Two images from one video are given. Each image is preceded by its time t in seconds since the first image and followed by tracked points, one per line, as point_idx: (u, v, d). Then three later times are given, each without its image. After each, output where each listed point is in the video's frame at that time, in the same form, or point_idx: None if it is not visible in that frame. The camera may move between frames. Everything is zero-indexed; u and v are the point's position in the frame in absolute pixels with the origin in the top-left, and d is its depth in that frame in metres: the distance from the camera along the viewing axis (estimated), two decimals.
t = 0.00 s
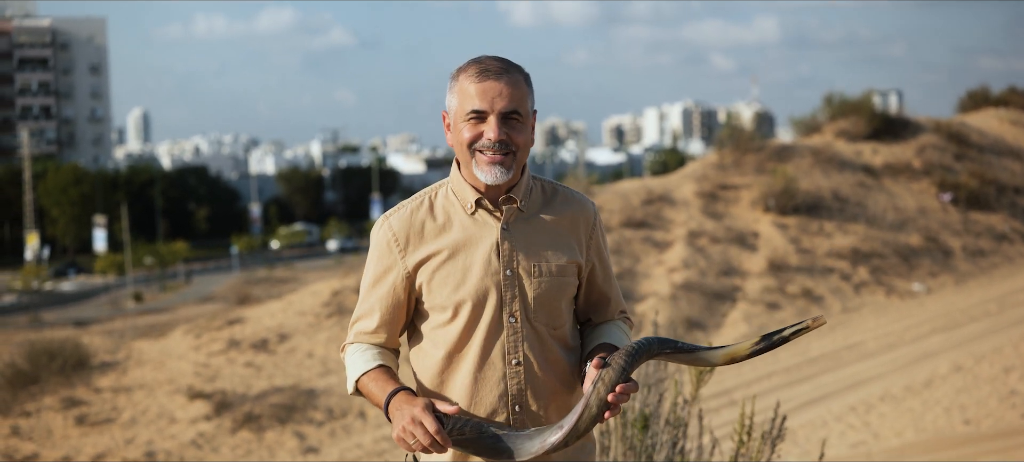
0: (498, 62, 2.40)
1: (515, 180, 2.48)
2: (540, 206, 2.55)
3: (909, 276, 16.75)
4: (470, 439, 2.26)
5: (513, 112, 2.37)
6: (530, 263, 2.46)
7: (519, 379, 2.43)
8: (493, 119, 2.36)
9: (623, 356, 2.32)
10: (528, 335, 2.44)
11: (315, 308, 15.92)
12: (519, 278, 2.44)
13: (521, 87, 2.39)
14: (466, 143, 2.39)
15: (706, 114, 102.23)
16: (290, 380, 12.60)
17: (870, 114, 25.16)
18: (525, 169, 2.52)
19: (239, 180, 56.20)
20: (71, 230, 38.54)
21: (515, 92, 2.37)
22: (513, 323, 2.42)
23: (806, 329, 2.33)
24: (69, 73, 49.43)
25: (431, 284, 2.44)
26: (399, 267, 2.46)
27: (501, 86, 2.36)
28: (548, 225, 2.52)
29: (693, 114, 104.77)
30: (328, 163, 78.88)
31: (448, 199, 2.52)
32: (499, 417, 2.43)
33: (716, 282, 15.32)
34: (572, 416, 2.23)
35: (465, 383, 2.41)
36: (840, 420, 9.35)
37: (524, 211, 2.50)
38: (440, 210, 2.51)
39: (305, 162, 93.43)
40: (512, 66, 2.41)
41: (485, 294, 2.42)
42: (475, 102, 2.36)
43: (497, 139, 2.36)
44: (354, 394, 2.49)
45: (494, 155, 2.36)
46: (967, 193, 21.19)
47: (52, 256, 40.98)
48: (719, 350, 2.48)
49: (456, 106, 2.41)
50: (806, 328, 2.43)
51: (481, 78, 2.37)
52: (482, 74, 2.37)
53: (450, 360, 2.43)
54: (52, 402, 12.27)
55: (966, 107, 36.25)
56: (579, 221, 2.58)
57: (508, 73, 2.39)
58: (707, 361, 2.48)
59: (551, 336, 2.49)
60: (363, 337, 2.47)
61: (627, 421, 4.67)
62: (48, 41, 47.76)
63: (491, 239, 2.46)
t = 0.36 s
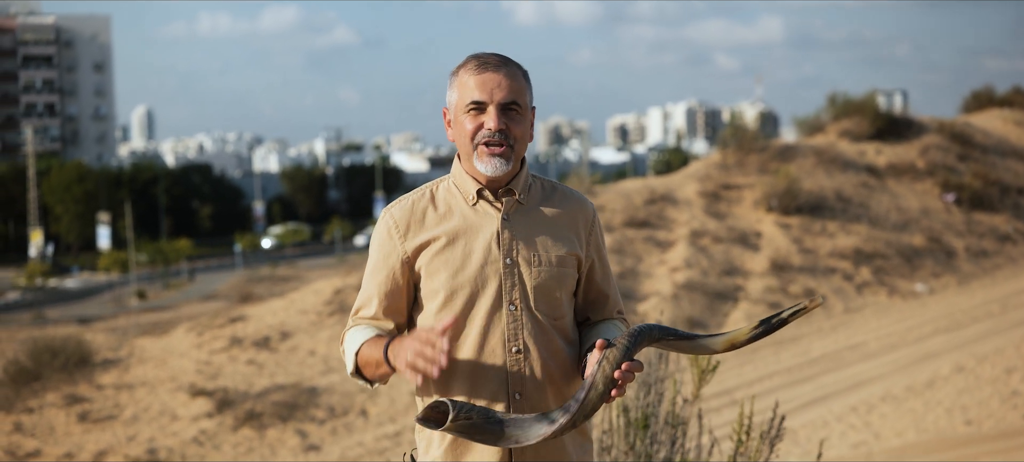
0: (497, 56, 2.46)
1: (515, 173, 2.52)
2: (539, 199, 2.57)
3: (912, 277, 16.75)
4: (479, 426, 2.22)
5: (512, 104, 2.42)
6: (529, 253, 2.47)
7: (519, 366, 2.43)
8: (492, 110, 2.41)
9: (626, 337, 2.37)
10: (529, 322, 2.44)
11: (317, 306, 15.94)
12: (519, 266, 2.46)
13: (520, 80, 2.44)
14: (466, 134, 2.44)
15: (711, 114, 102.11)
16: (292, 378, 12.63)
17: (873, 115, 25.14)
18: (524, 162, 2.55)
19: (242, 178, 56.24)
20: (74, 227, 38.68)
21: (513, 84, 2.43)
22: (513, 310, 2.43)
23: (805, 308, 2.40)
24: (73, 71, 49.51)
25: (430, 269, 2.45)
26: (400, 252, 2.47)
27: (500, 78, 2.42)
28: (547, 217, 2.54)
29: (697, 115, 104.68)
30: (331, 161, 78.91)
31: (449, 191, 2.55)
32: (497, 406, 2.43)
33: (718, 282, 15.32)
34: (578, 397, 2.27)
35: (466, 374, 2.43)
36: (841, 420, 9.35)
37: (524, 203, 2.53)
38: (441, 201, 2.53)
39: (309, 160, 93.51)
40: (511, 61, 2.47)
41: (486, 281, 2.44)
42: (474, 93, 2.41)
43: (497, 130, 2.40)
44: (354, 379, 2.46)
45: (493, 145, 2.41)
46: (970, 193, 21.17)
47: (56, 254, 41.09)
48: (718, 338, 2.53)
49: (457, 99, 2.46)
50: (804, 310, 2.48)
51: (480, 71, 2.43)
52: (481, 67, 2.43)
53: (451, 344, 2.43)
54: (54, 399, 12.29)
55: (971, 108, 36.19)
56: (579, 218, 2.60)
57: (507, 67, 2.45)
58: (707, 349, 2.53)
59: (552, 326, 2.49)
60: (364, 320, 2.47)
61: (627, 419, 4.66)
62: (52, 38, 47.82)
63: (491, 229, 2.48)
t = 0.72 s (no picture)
0: (534, 57, 2.45)
1: (544, 169, 2.51)
2: (567, 196, 2.58)
3: (915, 275, 16.72)
4: (497, 413, 2.20)
5: (545, 104, 2.40)
6: (557, 244, 2.46)
7: (541, 357, 2.41)
8: (526, 108, 2.39)
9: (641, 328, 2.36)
10: (553, 312, 2.42)
11: (320, 303, 15.95)
12: (545, 257, 2.45)
13: (554, 81, 2.42)
14: (498, 129, 2.41)
15: (714, 112, 102.03)
16: (295, 375, 12.63)
17: (877, 113, 25.10)
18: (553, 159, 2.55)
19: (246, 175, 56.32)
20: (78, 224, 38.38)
21: (549, 84, 2.41)
22: (539, 299, 2.41)
23: (820, 296, 2.46)
24: (78, 67, 49.69)
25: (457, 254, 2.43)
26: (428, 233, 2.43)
27: (535, 77, 2.40)
28: (578, 213, 2.55)
29: (701, 113, 104.57)
30: (335, 158, 78.94)
31: (479, 184, 2.54)
32: (518, 393, 2.40)
33: (721, 280, 15.30)
34: (596, 382, 2.21)
35: (493, 361, 2.41)
36: (843, 419, 9.34)
37: (552, 199, 2.53)
38: (471, 195, 2.51)
39: (313, 157, 93.68)
40: (547, 61, 2.45)
41: (512, 271, 2.42)
42: (510, 91, 2.39)
43: (530, 127, 2.38)
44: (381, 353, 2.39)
45: (525, 143, 2.39)
46: (974, 192, 21.14)
47: (60, 250, 41.12)
48: (736, 328, 2.59)
49: (491, 95, 2.44)
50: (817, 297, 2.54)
51: (516, 69, 2.40)
52: (518, 66, 2.41)
53: (477, 331, 2.42)
54: (56, 395, 12.31)
55: (975, 106, 36.12)
56: (604, 216, 2.61)
57: (544, 67, 2.43)
58: (722, 340, 2.58)
59: (575, 320, 2.49)
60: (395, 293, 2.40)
61: (628, 417, 4.64)
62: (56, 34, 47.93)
63: (520, 220, 2.47)
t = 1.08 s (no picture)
0: (561, 58, 2.39)
1: (562, 170, 2.48)
2: (580, 199, 2.56)
3: (910, 274, 16.74)
4: (491, 410, 2.17)
5: (567, 109, 2.35)
6: (568, 246, 2.44)
7: (546, 357, 2.38)
8: (548, 111, 2.34)
9: (643, 333, 2.34)
10: (561, 312, 2.40)
11: (314, 301, 15.91)
12: (557, 257, 2.43)
13: (579, 85, 2.37)
14: (517, 130, 2.38)
15: (710, 111, 101.97)
16: (288, 373, 12.58)
17: (872, 113, 25.11)
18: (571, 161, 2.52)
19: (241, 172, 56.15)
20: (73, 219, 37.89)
21: (572, 89, 2.36)
22: (547, 298, 2.38)
23: (826, 309, 2.43)
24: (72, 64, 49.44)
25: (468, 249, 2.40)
26: (442, 226, 2.40)
27: (560, 81, 2.34)
28: (592, 215, 2.54)
29: (697, 113, 104.59)
30: (330, 155, 78.83)
31: (495, 180, 2.52)
32: (522, 393, 2.38)
33: (716, 279, 15.29)
34: (593, 383, 2.18)
35: (501, 356, 2.38)
36: (837, 418, 9.33)
37: (566, 200, 2.51)
38: (487, 190, 2.49)
39: (308, 154, 93.36)
40: (574, 64, 2.40)
41: (523, 270, 2.39)
42: (534, 93, 2.34)
43: (549, 130, 2.34)
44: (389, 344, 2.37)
45: (543, 147, 2.35)
46: (969, 191, 21.15)
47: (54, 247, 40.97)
48: (737, 338, 2.57)
49: (515, 94, 2.39)
50: (822, 310, 2.52)
51: (542, 70, 2.35)
52: (544, 68, 2.35)
53: (484, 328, 2.40)
54: (49, 393, 12.25)
55: (970, 106, 36.16)
56: (616, 218, 2.60)
57: (569, 71, 2.38)
58: (724, 349, 2.56)
59: (582, 322, 2.47)
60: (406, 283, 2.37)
61: (619, 416, 4.63)
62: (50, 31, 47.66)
63: (532, 220, 2.45)
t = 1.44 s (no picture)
0: (553, 58, 2.39)
1: (549, 170, 2.47)
2: (565, 197, 2.55)
3: (901, 270, 16.78)
4: (478, 406, 2.17)
5: (557, 111, 2.35)
6: (555, 246, 2.44)
7: (534, 355, 2.39)
8: (538, 113, 2.34)
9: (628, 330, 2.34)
10: (547, 313, 2.40)
11: (306, 296, 15.88)
12: (544, 257, 2.43)
13: (571, 87, 2.37)
14: (507, 131, 2.38)
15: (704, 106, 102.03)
16: (280, 367, 12.56)
17: (864, 108, 25.15)
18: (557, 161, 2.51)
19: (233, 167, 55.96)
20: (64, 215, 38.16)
21: (564, 91, 2.35)
22: (534, 299, 2.39)
23: (809, 303, 2.44)
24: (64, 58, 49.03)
25: (455, 247, 2.39)
26: (430, 225, 2.38)
27: (553, 82, 2.34)
28: (578, 215, 2.54)
29: (690, 108, 104.70)
30: (323, 151, 78.63)
31: (481, 177, 2.50)
32: (506, 390, 2.38)
33: (708, 274, 15.31)
34: (578, 379, 2.16)
35: (485, 353, 2.37)
36: (829, 412, 9.35)
37: (553, 200, 2.50)
38: (473, 188, 2.46)
39: (301, 149, 93.13)
40: (565, 66, 2.39)
41: (511, 270, 2.39)
42: (525, 92, 2.33)
43: (539, 133, 2.34)
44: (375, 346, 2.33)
45: (531, 147, 2.35)
46: (960, 187, 21.20)
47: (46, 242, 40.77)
48: (723, 334, 2.55)
49: (506, 93, 2.38)
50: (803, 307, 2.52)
51: (535, 71, 2.34)
52: (536, 69, 2.34)
53: (471, 329, 2.37)
54: (40, 387, 12.20)
55: (962, 102, 36.22)
56: (599, 218, 2.61)
57: (561, 72, 2.37)
58: (709, 346, 2.54)
59: (567, 321, 2.48)
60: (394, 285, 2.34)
61: (608, 411, 4.61)
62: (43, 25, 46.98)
63: (520, 219, 2.44)
